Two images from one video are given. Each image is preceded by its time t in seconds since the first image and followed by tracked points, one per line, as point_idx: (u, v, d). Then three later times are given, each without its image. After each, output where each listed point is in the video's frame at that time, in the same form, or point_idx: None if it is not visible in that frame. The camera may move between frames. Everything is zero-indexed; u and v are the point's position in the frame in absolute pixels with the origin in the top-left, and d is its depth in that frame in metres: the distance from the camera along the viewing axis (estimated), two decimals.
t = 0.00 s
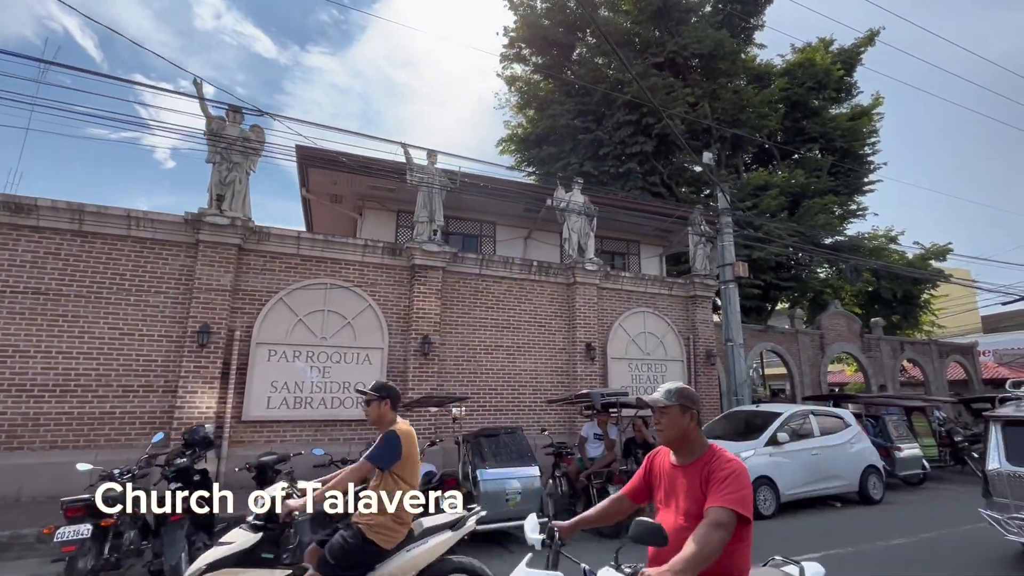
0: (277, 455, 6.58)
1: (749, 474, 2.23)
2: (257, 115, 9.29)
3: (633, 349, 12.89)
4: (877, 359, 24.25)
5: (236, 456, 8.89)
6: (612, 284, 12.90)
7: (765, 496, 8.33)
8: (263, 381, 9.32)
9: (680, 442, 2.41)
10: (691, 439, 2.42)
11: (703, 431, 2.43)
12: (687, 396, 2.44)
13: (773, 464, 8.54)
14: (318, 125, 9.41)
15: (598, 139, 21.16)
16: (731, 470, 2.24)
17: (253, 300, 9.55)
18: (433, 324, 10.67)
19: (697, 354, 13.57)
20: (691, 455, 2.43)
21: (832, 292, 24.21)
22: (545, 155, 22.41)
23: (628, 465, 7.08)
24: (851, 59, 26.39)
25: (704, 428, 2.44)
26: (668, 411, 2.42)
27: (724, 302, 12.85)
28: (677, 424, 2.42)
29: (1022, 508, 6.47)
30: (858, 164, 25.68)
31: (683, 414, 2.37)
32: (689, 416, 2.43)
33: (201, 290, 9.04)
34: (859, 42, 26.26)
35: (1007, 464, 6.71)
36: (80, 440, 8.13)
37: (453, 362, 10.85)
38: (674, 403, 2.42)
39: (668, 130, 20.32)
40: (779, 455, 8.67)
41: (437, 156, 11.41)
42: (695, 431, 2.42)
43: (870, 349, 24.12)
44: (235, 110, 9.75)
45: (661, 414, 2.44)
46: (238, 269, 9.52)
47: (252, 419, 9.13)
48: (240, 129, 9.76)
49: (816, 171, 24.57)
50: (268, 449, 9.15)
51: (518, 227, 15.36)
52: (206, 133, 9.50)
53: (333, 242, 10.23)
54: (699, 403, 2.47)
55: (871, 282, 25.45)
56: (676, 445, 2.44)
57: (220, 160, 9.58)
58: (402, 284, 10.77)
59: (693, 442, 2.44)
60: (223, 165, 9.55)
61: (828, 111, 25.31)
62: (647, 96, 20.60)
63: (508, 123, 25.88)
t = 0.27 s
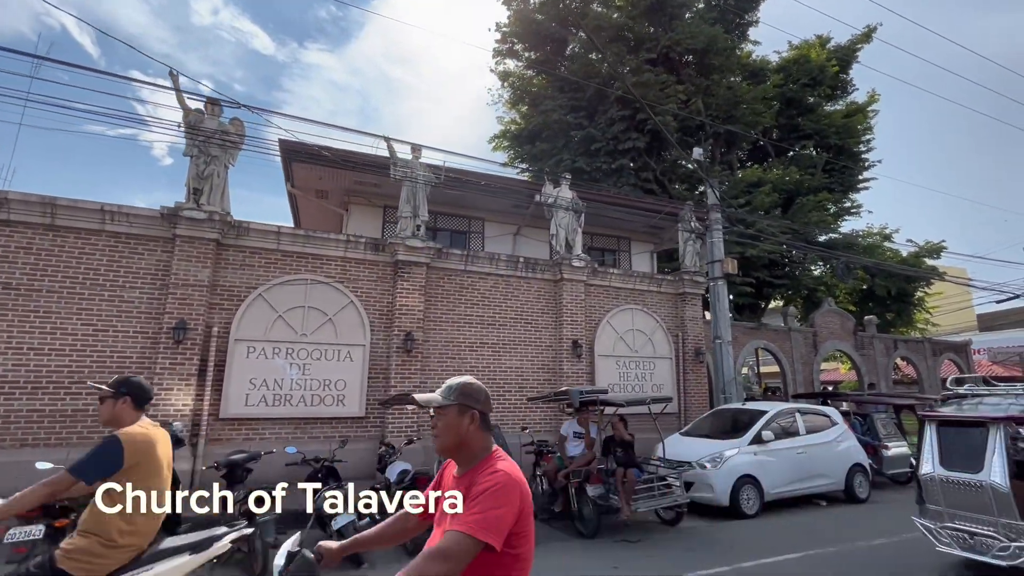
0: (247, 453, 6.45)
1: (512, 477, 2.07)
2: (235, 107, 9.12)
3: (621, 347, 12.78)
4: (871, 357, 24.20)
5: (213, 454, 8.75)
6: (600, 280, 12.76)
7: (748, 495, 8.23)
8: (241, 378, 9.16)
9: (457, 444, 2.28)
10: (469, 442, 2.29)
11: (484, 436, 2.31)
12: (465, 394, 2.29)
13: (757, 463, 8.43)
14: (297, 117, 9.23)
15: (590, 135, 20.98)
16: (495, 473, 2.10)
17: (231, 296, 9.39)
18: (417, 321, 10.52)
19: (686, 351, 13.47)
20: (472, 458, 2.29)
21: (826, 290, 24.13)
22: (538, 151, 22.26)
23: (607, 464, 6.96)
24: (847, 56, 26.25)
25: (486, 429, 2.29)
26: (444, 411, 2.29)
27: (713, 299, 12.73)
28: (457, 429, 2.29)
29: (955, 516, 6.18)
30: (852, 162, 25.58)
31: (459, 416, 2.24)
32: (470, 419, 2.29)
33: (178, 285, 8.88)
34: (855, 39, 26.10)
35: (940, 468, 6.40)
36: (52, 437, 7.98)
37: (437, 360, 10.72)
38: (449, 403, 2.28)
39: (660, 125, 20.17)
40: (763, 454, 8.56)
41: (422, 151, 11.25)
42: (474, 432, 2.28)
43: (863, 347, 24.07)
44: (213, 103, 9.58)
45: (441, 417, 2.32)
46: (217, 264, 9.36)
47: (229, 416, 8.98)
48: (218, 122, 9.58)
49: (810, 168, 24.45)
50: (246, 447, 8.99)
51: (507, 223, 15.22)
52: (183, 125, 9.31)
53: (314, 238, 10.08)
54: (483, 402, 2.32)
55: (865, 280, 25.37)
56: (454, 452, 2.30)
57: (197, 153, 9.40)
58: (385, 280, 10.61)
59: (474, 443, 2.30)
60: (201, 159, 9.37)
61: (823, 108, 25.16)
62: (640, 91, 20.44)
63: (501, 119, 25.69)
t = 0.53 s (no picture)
0: (216, 452, 6.30)
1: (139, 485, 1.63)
2: (212, 100, 8.94)
3: (610, 344, 12.66)
4: (864, 355, 24.15)
5: (190, 453, 8.61)
6: (588, 277, 12.63)
7: (732, 494, 8.12)
8: (219, 376, 9.02)
9: (103, 452, 1.84)
10: (123, 448, 1.85)
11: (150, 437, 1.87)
12: (122, 387, 1.85)
13: (742, 462, 8.31)
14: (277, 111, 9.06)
15: (582, 132, 20.82)
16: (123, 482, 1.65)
17: (209, 293, 9.23)
18: (400, 318, 10.39)
19: (675, 349, 13.36)
20: (124, 469, 1.84)
21: (820, 288, 24.05)
22: (530, 148, 22.11)
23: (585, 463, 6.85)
24: (842, 53, 26.08)
25: (149, 431, 1.85)
26: (91, 409, 1.85)
27: (702, 296, 12.61)
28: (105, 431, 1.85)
29: (876, 527, 5.39)
30: (847, 159, 25.45)
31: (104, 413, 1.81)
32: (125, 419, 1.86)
33: (154, 281, 8.72)
34: (851, 36, 25.94)
35: (861, 475, 5.55)
36: (24, 436, 7.82)
37: (420, 357, 10.59)
38: (98, 399, 1.85)
39: (653, 122, 20.01)
40: (748, 453, 8.45)
41: (406, 146, 11.09)
42: (128, 436, 1.84)
43: (857, 345, 24.01)
44: (191, 96, 9.40)
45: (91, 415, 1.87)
46: (195, 260, 9.20)
47: (207, 414, 8.84)
48: (196, 115, 9.41)
49: (805, 166, 24.33)
50: (225, 446, 8.86)
51: (496, 220, 15.07)
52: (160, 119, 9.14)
53: (296, 233, 9.93)
54: (151, 397, 1.88)
55: (860, 278, 25.28)
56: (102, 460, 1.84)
57: (175, 146, 9.23)
58: (368, 276, 10.47)
59: (130, 450, 1.86)
60: (179, 153, 9.20)
61: (818, 105, 25.01)
62: (633, 87, 20.28)
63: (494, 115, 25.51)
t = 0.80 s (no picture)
0: (185, 453, 6.14)
1: None
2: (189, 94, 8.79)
3: (599, 343, 12.52)
4: (860, 353, 24.03)
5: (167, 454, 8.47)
6: (577, 274, 12.49)
7: (718, 494, 7.98)
8: (198, 375, 8.87)
9: None
10: None
11: None
12: None
13: (727, 461, 8.17)
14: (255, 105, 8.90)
15: (575, 128, 20.62)
16: None
17: (188, 290, 9.07)
18: (384, 316, 10.24)
19: (665, 347, 13.23)
20: None
21: (815, 286, 23.92)
22: (523, 145, 21.96)
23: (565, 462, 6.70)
24: (838, 50, 25.91)
25: None
26: None
27: (692, 294, 12.47)
28: None
29: (783, 543, 4.59)
30: (843, 156, 25.26)
31: None
32: None
33: (130, 278, 8.55)
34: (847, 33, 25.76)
35: (768, 481, 4.79)
36: None
37: (405, 356, 10.45)
38: None
39: (646, 118, 19.84)
40: (735, 452, 8.32)
41: (391, 141, 10.92)
42: None
43: (852, 344, 23.89)
44: (169, 90, 9.24)
45: None
46: (173, 258, 9.04)
47: (185, 414, 8.69)
48: (174, 109, 9.25)
49: (800, 163, 24.17)
50: (203, 446, 8.71)
51: (485, 217, 14.92)
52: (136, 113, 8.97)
53: (277, 230, 9.78)
54: None
55: (856, 275, 25.14)
56: None
57: (152, 141, 9.06)
58: (352, 274, 10.32)
59: None
60: (156, 148, 9.04)
61: (813, 102, 24.84)
62: (626, 84, 20.11)
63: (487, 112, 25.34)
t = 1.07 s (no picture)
0: (153, 455, 6.02)
1: None
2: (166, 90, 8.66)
3: (589, 341, 12.37)
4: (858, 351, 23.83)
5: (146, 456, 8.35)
6: (566, 272, 12.34)
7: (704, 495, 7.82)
8: (177, 376, 8.75)
9: None
10: None
11: None
12: None
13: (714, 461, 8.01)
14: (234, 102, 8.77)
15: (569, 125, 20.46)
16: None
17: (167, 290, 8.94)
18: (368, 315, 10.11)
19: (657, 346, 13.06)
20: None
21: (813, 283, 23.73)
22: (517, 143, 21.83)
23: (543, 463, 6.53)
24: (835, 45, 25.70)
25: None
26: None
27: (683, 291, 12.30)
28: None
29: (663, 564, 4.03)
30: (841, 151, 25.04)
31: None
32: None
33: (107, 277, 8.43)
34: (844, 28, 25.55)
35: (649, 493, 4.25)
36: None
37: (389, 355, 10.31)
38: None
39: (639, 114, 19.66)
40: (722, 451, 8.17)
41: (375, 138, 10.79)
42: None
43: (851, 341, 23.69)
44: (147, 87, 9.12)
45: None
46: (152, 257, 8.91)
47: (164, 415, 8.56)
48: (152, 107, 9.13)
49: (797, 159, 23.97)
50: (182, 447, 8.59)
51: (475, 215, 14.78)
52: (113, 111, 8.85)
53: (259, 228, 9.64)
54: None
55: (854, 272, 24.92)
56: None
57: (130, 139, 8.95)
58: (335, 273, 10.18)
59: None
60: (134, 146, 8.93)
61: (810, 98, 24.63)
62: (619, 80, 19.95)
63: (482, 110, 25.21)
